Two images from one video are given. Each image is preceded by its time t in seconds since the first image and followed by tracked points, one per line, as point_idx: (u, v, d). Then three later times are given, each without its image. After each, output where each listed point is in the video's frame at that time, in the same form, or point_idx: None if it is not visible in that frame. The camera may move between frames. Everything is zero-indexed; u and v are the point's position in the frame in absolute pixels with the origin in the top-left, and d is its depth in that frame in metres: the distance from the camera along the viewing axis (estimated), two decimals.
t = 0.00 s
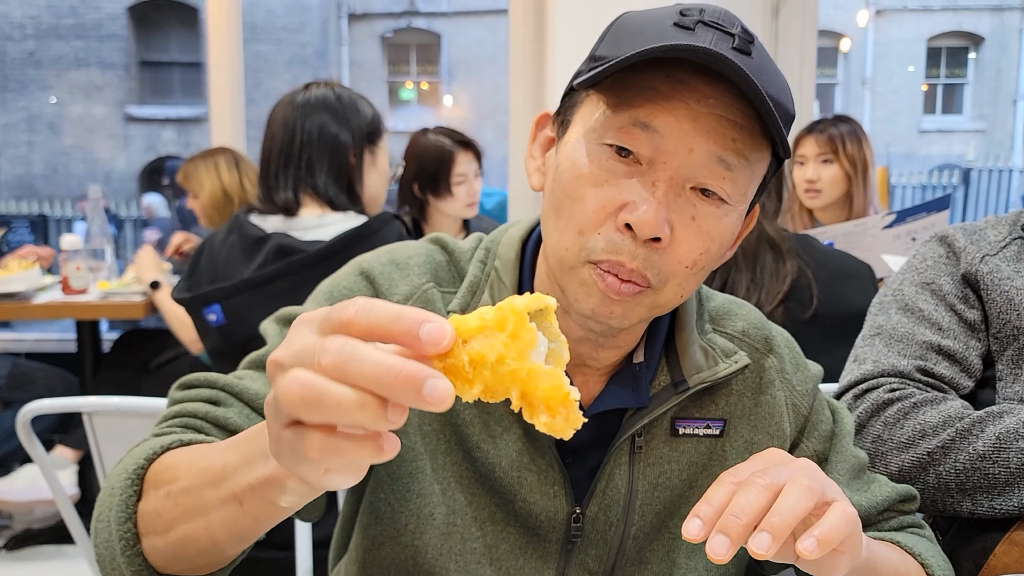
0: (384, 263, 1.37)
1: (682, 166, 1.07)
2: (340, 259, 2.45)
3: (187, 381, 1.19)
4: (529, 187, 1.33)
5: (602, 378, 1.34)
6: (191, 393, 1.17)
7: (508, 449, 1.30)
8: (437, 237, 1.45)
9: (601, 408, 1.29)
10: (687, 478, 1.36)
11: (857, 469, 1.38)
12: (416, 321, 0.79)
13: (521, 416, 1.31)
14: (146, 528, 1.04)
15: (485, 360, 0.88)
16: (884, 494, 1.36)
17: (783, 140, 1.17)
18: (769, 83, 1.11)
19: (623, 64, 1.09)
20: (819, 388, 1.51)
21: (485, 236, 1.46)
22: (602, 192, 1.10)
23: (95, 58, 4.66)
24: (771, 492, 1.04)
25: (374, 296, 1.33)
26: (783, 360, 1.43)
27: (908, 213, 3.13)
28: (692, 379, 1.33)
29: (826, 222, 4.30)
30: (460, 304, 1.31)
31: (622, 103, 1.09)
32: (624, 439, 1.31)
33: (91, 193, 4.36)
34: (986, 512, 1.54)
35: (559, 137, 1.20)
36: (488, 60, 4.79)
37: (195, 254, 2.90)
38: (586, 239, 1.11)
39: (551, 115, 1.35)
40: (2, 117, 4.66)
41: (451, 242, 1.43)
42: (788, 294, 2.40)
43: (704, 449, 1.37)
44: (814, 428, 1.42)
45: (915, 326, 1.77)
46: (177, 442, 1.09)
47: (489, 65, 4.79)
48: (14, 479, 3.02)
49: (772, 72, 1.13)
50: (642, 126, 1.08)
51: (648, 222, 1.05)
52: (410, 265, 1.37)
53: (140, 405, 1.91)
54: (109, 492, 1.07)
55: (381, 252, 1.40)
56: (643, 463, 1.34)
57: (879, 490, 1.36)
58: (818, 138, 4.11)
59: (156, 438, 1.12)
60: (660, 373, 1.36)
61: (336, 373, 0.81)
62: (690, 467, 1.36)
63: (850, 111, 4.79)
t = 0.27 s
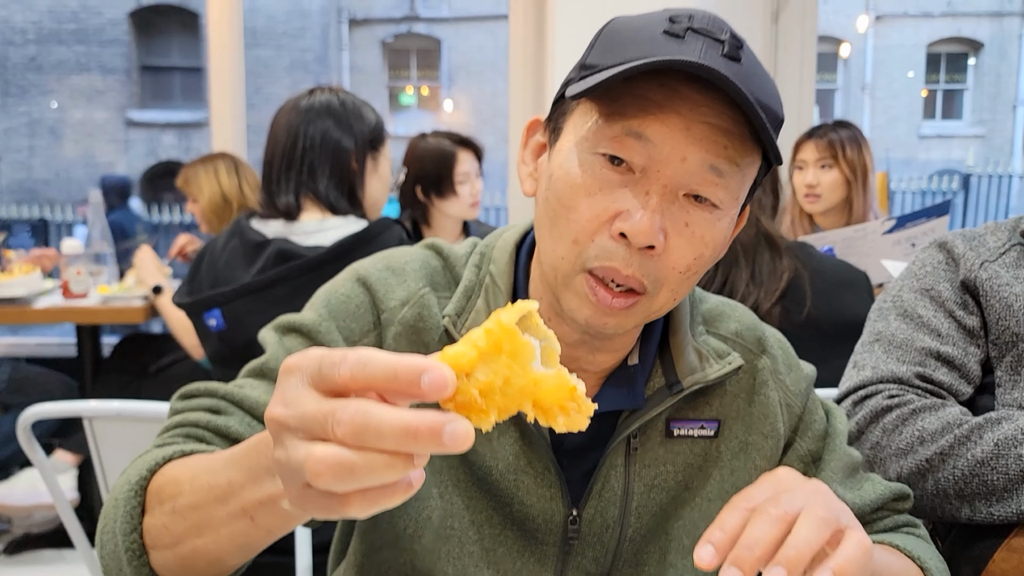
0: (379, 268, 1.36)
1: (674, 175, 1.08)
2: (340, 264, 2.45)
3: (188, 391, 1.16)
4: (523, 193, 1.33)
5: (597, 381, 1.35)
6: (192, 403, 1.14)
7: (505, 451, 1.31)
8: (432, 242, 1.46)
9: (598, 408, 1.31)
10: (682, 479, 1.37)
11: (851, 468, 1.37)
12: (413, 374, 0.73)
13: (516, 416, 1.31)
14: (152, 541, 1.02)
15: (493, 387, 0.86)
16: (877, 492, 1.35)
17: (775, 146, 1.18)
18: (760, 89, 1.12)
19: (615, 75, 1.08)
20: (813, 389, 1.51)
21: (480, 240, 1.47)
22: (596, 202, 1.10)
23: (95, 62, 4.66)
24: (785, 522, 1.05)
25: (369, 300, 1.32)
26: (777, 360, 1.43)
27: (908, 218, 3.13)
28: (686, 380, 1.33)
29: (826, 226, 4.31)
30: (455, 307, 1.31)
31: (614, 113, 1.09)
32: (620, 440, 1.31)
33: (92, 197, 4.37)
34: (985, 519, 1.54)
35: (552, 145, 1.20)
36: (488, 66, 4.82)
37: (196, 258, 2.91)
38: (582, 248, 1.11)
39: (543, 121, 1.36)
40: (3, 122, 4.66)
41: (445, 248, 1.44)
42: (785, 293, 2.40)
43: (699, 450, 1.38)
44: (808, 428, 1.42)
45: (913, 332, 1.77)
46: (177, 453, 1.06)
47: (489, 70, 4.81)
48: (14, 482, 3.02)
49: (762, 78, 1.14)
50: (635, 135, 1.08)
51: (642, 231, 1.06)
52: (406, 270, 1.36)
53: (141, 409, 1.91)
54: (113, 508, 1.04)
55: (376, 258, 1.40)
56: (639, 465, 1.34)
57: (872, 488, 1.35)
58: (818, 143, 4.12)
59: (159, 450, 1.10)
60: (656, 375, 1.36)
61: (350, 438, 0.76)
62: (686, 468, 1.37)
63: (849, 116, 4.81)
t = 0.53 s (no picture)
0: (375, 289, 1.39)
1: (662, 190, 1.10)
2: (338, 286, 2.47)
3: (186, 411, 1.17)
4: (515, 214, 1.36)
5: (591, 399, 1.36)
6: (190, 423, 1.14)
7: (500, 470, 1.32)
8: (428, 264, 1.49)
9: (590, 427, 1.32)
10: (676, 498, 1.38)
11: (844, 486, 1.38)
12: (419, 445, 0.71)
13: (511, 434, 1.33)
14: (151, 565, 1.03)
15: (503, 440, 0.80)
16: (871, 509, 1.36)
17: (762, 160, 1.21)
18: (746, 105, 1.14)
19: (601, 93, 1.11)
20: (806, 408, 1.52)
21: (474, 262, 1.49)
22: (586, 218, 1.13)
23: (99, 86, 4.73)
24: (784, 555, 1.06)
25: (366, 321, 1.34)
26: (769, 379, 1.44)
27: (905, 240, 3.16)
28: (679, 399, 1.35)
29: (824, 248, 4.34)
30: (450, 326, 1.33)
31: (602, 130, 1.13)
32: (614, 458, 1.32)
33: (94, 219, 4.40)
34: (984, 540, 1.56)
35: (542, 166, 1.23)
36: (488, 90, 4.89)
37: (196, 280, 2.93)
38: (574, 263, 1.13)
39: (532, 144, 1.39)
40: (7, 144, 4.71)
41: (441, 269, 1.47)
42: (781, 311, 2.41)
43: (693, 468, 1.39)
44: (801, 446, 1.43)
45: (910, 353, 1.78)
46: (173, 476, 1.06)
47: (490, 94, 4.89)
48: (13, 503, 3.02)
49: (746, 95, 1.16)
50: (622, 151, 1.11)
51: (631, 245, 1.09)
52: (402, 292, 1.40)
53: (140, 429, 1.92)
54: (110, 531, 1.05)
55: (372, 280, 1.42)
56: (633, 483, 1.35)
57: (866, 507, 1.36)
58: (819, 170, 4.16)
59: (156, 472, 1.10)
60: (648, 393, 1.38)
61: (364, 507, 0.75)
62: (680, 486, 1.38)
63: (845, 138, 4.87)
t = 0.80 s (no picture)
0: (382, 311, 1.39)
1: (661, 211, 1.11)
2: (336, 312, 2.47)
3: (199, 432, 1.15)
4: (514, 242, 1.36)
5: (595, 425, 1.36)
6: (203, 444, 1.13)
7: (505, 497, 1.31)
8: (432, 288, 1.49)
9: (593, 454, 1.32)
10: (680, 525, 1.37)
11: (849, 514, 1.37)
12: (437, 533, 0.71)
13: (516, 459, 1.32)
14: None
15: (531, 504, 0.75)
16: (876, 538, 1.34)
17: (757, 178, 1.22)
18: (739, 125, 1.16)
19: (594, 117, 1.13)
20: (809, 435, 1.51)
21: (479, 285, 1.49)
22: (586, 242, 1.13)
23: (101, 112, 4.76)
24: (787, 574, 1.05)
25: (374, 342, 1.34)
26: (772, 406, 1.43)
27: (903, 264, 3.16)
28: (683, 426, 1.34)
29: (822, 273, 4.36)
30: (455, 351, 1.32)
31: (597, 154, 1.14)
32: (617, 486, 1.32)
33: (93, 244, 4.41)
34: (986, 568, 1.56)
35: (540, 192, 1.24)
36: (487, 115, 4.94)
37: (194, 305, 2.92)
38: (575, 287, 1.13)
39: (530, 173, 1.40)
40: (7, 169, 4.73)
41: (446, 293, 1.47)
42: (785, 331, 2.40)
43: (697, 496, 1.38)
44: (805, 474, 1.42)
45: (908, 379, 1.78)
46: (186, 501, 1.04)
47: (489, 119, 4.94)
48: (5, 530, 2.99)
49: (738, 117, 1.18)
50: (619, 174, 1.12)
51: (633, 266, 1.09)
52: (409, 314, 1.39)
53: (135, 455, 1.91)
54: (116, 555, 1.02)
55: (379, 302, 1.42)
56: (636, 511, 1.34)
57: (871, 535, 1.36)
58: (816, 197, 4.19)
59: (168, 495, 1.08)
60: (653, 420, 1.37)
61: None
62: (683, 514, 1.37)
63: (842, 163, 4.91)
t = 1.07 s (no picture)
0: (385, 315, 1.39)
1: (661, 212, 1.11)
2: (335, 317, 2.46)
3: (209, 438, 1.14)
4: (514, 247, 1.36)
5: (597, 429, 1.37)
6: (214, 451, 1.12)
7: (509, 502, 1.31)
8: (434, 292, 1.48)
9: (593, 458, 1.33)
10: (682, 530, 1.36)
11: (851, 519, 1.37)
12: (475, 560, 0.70)
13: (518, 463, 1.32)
14: None
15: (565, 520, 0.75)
16: (879, 543, 1.34)
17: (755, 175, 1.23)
18: (737, 125, 1.17)
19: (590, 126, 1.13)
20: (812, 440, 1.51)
21: (481, 289, 1.49)
22: (587, 244, 1.12)
23: (100, 119, 4.77)
24: None
25: (379, 345, 1.34)
26: (774, 410, 1.43)
27: (903, 268, 3.15)
28: (685, 431, 1.34)
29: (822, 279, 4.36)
30: (457, 354, 1.32)
31: (594, 158, 1.14)
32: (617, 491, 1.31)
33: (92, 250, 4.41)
34: (987, 572, 1.55)
35: (539, 197, 1.24)
36: (487, 122, 4.97)
37: (192, 312, 2.92)
38: (576, 290, 1.13)
39: (528, 179, 1.40)
40: (7, 176, 4.74)
41: (447, 297, 1.46)
42: (792, 332, 2.40)
43: (699, 500, 1.37)
44: (808, 479, 1.41)
45: (909, 383, 1.77)
46: (199, 510, 1.03)
47: (489, 127, 4.97)
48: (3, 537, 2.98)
49: (734, 117, 1.18)
50: (618, 176, 1.12)
51: (633, 267, 1.09)
52: (412, 318, 1.39)
53: (134, 461, 1.90)
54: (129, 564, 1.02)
55: (382, 305, 1.42)
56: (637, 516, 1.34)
57: (875, 539, 1.35)
58: (813, 202, 4.18)
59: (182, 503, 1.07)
60: (655, 423, 1.37)
61: None
62: (685, 518, 1.36)
63: (841, 170, 4.92)
